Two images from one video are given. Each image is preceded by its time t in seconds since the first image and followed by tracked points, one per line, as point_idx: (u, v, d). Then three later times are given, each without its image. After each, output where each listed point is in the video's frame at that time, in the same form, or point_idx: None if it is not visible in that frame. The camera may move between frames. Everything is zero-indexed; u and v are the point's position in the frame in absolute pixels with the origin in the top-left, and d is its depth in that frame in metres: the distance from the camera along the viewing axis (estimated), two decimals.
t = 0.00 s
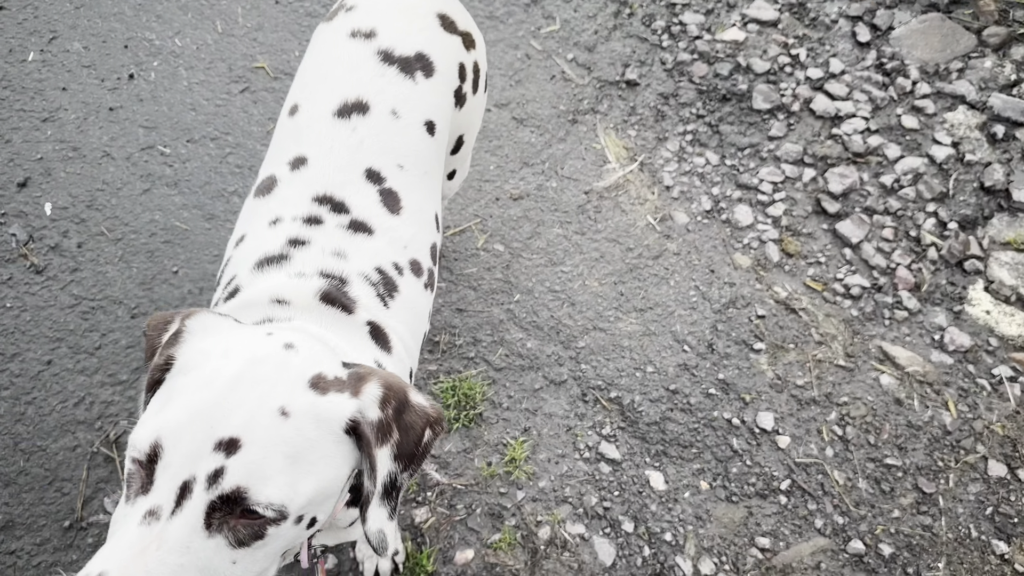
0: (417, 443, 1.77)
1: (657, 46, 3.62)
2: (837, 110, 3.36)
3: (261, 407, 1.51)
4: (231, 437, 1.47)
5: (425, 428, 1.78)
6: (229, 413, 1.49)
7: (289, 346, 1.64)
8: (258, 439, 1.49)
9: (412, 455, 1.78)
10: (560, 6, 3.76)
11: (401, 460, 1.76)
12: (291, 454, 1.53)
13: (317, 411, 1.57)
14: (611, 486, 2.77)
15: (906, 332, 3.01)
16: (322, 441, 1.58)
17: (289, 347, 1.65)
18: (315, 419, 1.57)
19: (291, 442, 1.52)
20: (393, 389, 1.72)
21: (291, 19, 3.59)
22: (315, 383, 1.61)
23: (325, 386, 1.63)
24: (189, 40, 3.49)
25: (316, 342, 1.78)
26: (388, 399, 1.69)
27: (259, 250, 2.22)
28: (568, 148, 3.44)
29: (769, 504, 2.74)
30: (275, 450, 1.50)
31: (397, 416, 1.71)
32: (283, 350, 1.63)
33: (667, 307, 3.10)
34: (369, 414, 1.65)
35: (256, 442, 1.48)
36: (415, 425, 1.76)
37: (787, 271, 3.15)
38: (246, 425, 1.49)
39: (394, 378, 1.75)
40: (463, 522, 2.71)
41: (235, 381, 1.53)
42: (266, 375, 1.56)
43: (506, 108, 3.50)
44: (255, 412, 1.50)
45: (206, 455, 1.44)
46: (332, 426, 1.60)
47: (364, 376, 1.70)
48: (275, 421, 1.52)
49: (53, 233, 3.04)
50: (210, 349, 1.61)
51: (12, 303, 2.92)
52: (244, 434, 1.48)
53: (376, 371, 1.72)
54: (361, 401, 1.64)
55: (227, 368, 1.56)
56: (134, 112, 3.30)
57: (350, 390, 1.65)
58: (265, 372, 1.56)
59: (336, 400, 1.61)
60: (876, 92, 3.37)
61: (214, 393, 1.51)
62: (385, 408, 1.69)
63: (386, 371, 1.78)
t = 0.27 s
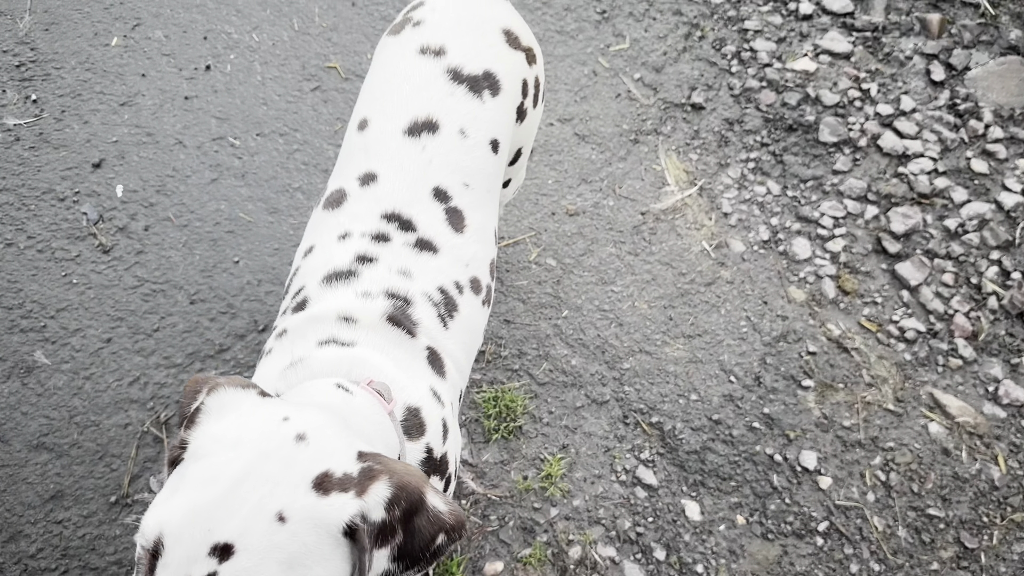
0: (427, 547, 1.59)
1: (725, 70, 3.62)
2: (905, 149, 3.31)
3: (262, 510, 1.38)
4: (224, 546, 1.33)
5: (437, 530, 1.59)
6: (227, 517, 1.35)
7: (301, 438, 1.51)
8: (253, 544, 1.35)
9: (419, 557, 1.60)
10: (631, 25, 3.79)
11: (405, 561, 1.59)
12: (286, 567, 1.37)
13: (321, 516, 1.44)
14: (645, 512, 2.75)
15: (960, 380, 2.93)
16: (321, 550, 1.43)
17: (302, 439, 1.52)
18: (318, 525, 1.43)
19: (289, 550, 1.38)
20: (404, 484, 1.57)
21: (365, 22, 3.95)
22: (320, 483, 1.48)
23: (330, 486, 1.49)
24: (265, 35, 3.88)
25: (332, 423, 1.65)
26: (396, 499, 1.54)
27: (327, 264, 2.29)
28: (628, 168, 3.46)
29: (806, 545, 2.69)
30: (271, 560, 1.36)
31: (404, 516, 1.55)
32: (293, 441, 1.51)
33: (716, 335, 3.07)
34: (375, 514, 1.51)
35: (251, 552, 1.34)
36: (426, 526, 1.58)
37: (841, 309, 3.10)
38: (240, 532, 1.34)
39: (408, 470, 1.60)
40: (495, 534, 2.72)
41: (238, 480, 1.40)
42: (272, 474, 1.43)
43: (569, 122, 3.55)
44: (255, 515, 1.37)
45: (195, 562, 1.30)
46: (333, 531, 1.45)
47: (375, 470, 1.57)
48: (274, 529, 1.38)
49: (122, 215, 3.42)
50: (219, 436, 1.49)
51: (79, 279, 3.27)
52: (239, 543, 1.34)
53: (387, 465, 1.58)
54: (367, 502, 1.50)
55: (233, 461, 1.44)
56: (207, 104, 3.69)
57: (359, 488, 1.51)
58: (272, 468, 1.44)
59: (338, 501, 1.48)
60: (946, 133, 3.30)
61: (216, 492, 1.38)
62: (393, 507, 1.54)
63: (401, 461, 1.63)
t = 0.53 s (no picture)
0: (417, 548, 1.58)
1: (803, 118, 3.66)
2: (982, 213, 3.30)
3: (239, 543, 1.39)
4: None
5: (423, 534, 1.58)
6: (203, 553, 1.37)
7: (268, 470, 1.54)
8: None
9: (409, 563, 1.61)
10: (710, 65, 3.86)
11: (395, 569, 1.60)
12: None
13: (299, 538, 1.46)
14: (679, 553, 2.73)
15: (1017, 455, 2.85)
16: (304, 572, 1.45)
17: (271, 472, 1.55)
18: (299, 548, 1.45)
19: None
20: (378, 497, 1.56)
21: (449, 43, 4.17)
22: (294, 509, 1.50)
23: (304, 510, 1.50)
24: (352, 48, 4.16)
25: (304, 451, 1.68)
26: (372, 509, 1.54)
27: (374, 283, 2.22)
28: (694, 207, 3.47)
29: None
30: None
31: (382, 530, 1.55)
32: (262, 475, 1.53)
33: (769, 384, 3.03)
34: (352, 528, 1.51)
35: None
36: (410, 536, 1.57)
37: (901, 369, 3.04)
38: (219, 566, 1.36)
39: (383, 481, 1.60)
40: (526, 557, 2.74)
41: (214, 523, 1.42)
42: (243, 508, 1.45)
43: (638, 157, 3.60)
44: (232, 547, 1.38)
45: None
46: (313, 553, 1.47)
47: (351, 485, 1.58)
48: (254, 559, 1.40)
49: (199, 208, 3.68)
50: (192, 481, 1.51)
51: (153, 266, 3.52)
52: None
53: (361, 479, 1.58)
54: (339, 518, 1.51)
55: (206, 501, 1.45)
56: (291, 109, 3.97)
57: (329, 506, 1.53)
58: (242, 503, 1.46)
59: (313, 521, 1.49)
60: None
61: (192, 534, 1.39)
62: (371, 519, 1.54)
63: (377, 471, 1.64)
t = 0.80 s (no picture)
0: (444, 441, 1.61)
1: (870, 151, 3.80)
2: None
3: (275, 439, 1.45)
4: (255, 475, 1.42)
5: (447, 430, 1.62)
6: (245, 454, 1.44)
7: (295, 374, 1.56)
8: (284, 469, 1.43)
9: (438, 458, 1.62)
10: (780, 94, 4.04)
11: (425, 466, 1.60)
12: (317, 480, 1.46)
13: (333, 430, 1.49)
14: (707, 564, 2.71)
15: None
16: (343, 459, 1.49)
17: (295, 377, 1.56)
18: (334, 438, 1.49)
19: (316, 467, 1.46)
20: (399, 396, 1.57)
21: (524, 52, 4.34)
22: (321, 407, 1.52)
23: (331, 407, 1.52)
24: (431, 51, 4.39)
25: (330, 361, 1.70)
26: (395, 404, 1.55)
27: (416, 254, 2.21)
28: (752, 227, 3.53)
29: None
30: (302, 476, 1.44)
31: (407, 425, 1.55)
32: (289, 380, 1.55)
33: (813, 407, 3.02)
34: (379, 423, 1.51)
35: (279, 475, 1.42)
36: (437, 426, 1.60)
37: (950, 407, 3.02)
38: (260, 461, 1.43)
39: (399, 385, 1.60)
40: (552, 550, 2.75)
41: (253, 423, 1.46)
42: (273, 408, 1.49)
43: (700, 174, 3.71)
44: (270, 444, 1.44)
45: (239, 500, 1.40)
46: (347, 443, 1.50)
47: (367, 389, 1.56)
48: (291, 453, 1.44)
49: (270, 187, 3.87)
50: (227, 393, 1.55)
51: (223, 236, 3.70)
52: (266, 468, 1.42)
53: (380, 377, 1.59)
54: (367, 411, 1.52)
55: (241, 409, 1.51)
56: (367, 102, 4.19)
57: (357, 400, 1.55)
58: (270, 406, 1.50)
59: (340, 419, 1.50)
60: None
61: (234, 438, 1.46)
62: (396, 414, 1.54)
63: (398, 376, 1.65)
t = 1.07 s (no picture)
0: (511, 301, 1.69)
1: (922, 158, 3.74)
2: None
3: (358, 278, 1.54)
4: (341, 306, 1.51)
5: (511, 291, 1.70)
6: (331, 289, 1.52)
7: (371, 233, 1.66)
8: (368, 302, 1.51)
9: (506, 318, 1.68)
10: (834, 97, 4.01)
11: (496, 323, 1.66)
12: (397, 317, 1.54)
13: (412, 275, 1.58)
14: (740, 548, 2.66)
15: None
16: (421, 302, 1.58)
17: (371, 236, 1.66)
18: (412, 282, 1.58)
19: (397, 303, 1.54)
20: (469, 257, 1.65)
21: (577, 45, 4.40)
22: (399, 256, 1.61)
23: (409, 257, 1.62)
24: (486, 41, 4.48)
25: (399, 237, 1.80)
26: (468, 260, 1.63)
27: (466, 191, 2.23)
28: (801, 223, 3.50)
29: None
30: (385, 312, 1.53)
31: (479, 281, 1.62)
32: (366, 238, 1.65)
33: (855, 401, 2.97)
34: (455, 275, 1.60)
35: (364, 307, 1.51)
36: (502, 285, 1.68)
37: (996, 411, 2.96)
38: (344, 294, 1.52)
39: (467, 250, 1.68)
40: (583, 523, 2.72)
41: (336, 265, 1.56)
42: (352, 256, 1.59)
43: (749, 169, 3.70)
44: (355, 280, 1.53)
45: (325, 328, 1.47)
46: (426, 288, 1.59)
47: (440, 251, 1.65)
48: (370, 293, 1.53)
49: (324, 159, 3.96)
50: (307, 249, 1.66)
51: (274, 202, 3.78)
52: (351, 301, 1.51)
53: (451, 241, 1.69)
54: (443, 262, 1.61)
55: (324, 257, 1.61)
56: (421, 85, 4.27)
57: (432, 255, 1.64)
58: (349, 254, 1.60)
59: (418, 267, 1.59)
60: None
61: (320, 278, 1.55)
62: (468, 270, 1.62)
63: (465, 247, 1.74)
